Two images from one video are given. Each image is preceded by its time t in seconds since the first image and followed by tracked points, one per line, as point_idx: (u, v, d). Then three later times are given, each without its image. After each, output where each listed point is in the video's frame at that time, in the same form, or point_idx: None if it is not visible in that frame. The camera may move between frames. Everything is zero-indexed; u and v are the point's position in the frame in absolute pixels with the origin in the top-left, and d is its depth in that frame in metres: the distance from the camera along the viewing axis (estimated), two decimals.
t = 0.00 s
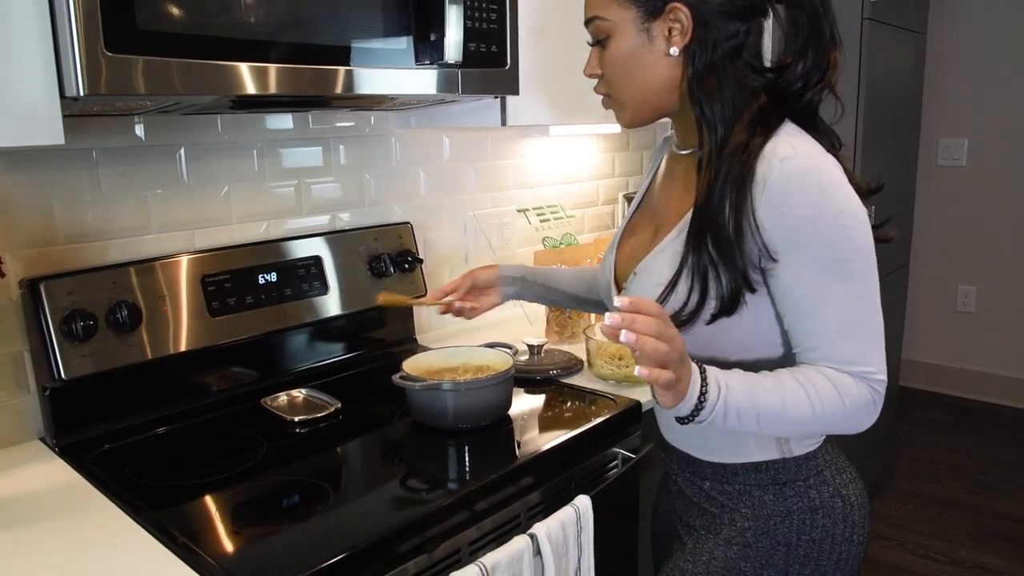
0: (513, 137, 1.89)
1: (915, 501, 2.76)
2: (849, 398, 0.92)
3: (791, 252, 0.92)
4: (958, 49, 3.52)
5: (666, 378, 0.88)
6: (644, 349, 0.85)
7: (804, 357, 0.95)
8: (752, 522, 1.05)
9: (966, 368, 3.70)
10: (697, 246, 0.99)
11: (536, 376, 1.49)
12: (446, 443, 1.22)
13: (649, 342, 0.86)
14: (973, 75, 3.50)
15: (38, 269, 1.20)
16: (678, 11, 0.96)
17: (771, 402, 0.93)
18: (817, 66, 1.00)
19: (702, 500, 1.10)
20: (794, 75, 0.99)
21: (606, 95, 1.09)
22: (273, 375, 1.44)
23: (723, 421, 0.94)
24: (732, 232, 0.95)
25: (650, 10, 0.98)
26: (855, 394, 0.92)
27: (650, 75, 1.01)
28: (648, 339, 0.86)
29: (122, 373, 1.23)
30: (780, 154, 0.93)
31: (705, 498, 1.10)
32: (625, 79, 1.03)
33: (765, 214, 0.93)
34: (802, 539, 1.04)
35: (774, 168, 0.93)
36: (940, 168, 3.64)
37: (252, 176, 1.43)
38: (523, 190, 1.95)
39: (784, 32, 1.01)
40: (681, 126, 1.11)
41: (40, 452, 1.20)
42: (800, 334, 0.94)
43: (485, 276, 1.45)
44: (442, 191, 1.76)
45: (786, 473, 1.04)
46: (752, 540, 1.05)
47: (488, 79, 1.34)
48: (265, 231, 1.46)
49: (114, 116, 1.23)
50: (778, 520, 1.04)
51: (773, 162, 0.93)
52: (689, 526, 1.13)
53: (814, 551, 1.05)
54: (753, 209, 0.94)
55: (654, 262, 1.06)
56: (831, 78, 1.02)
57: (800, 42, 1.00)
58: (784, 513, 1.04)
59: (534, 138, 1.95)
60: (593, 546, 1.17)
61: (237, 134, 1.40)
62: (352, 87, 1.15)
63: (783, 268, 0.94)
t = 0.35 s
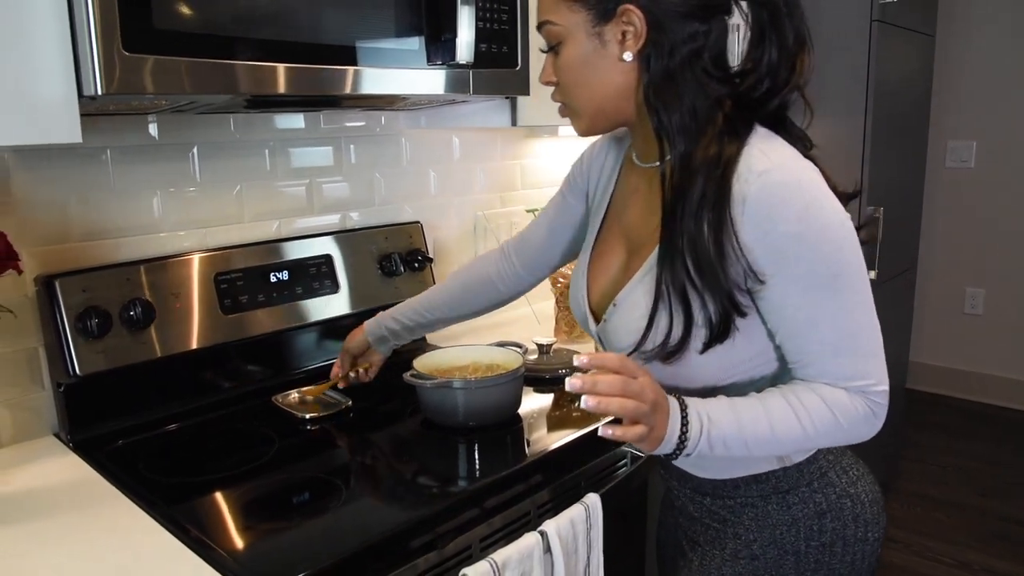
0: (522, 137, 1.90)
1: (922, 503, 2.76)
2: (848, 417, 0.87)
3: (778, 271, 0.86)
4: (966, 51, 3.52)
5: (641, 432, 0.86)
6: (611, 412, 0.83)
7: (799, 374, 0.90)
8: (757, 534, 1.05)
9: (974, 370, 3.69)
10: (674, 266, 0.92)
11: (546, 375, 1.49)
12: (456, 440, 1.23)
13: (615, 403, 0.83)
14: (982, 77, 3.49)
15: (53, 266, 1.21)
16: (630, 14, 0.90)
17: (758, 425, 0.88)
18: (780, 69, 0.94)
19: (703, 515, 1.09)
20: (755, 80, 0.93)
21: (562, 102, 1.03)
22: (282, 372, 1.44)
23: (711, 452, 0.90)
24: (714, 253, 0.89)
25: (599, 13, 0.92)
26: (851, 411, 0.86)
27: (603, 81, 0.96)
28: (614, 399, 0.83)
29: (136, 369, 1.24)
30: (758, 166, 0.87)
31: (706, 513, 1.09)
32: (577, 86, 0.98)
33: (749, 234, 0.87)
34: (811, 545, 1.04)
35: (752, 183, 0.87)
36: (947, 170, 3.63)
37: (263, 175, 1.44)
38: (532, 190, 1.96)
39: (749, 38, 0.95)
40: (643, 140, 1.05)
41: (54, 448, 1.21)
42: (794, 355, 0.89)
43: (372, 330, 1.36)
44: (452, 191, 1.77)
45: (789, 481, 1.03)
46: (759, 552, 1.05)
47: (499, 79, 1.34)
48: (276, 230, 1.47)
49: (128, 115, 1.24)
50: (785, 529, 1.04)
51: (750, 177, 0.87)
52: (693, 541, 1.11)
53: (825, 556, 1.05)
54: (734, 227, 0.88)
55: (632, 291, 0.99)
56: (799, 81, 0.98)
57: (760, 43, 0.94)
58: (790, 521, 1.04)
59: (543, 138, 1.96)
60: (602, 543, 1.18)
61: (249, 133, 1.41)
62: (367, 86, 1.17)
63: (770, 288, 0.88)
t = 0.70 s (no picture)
0: (536, 137, 1.90)
1: (934, 505, 2.75)
2: (846, 437, 0.83)
3: (766, 286, 0.82)
4: (980, 51, 3.50)
5: (625, 464, 0.84)
6: (587, 447, 0.82)
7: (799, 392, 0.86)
8: (760, 547, 1.04)
9: (987, 372, 3.67)
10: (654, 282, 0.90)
11: (560, 373, 1.50)
12: (472, 438, 1.24)
13: (590, 438, 0.82)
14: (996, 78, 3.48)
15: (73, 263, 1.22)
16: (600, 13, 0.86)
17: (751, 450, 0.86)
18: (761, 63, 0.89)
19: (707, 527, 1.09)
20: (736, 77, 0.88)
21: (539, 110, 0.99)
22: (296, 371, 1.45)
23: (702, 479, 0.88)
24: (696, 269, 0.86)
25: (569, 14, 0.88)
26: (851, 430, 0.83)
27: (576, 86, 0.91)
28: (590, 434, 0.82)
29: (153, 367, 1.25)
30: (740, 176, 0.83)
31: (710, 525, 1.08)
32: (552, 92, 0.93)
33: (734, 248, 0.83)
34: (817, 558, 1.03)
35: (735, 195, 0.82)
36: (960, 171, 3.62)
37: (279, 174, 1.45)
38: (545, 190, 1.96)
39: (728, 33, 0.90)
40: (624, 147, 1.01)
41: (72, 444, 1.21)
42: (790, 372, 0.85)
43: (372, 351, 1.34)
44: (466, 190, 1.78)
45: (790, 494, 1.02)
46: (762, 565, 1.05)
47: (515, 79, 1.35)
48: (292, 229, 1.48)
49: (148, 114, 1.25)
50: (788, 542, 1.03)
51: (734, 187, 0.83)
52: (700, 553, 1.11)
53: (832, 567, 1.04)
54: (717, 242, 0.84)
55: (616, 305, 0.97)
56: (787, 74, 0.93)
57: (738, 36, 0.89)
58: (794, 533, 1.03)
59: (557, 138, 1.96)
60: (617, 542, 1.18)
61: (266, 132, 1.41)
62: (386, 86, 1.17)
63: (759, 303, 0.84)
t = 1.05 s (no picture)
0: (546, 137, 1.90)
1: (944, 505, 2.74)
2: (859, 443, 0.82)
3: (777, 293, 0.82)
4: (990, 50, 3.48)
5: (633, 477, 0.83)
6: (594, 462, 0.81)
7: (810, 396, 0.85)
8: (774, 548, 1.05)
9: (998, 373, 3.65)
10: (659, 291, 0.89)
11: (571, 373, 1.50)
12: (483, 438, 1.24)
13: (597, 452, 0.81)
14: (1006, 77, 3.46)
15: (86, 263, 1.23)
16: (599, 21, 0.85)
17: (763, 457, 0.85)
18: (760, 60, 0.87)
19: (723, 527, 1.10)
20: (737, 79, 0.87)
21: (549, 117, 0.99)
22: (307, 371, 1.45)
23: (714, 488, 0.87)
24: (701, 275, 0.85)
25: (570, 23, 0.88)
26: (864, 434, 0.82)
27: (580, 94, 0.91)
28: (598, 449, 0.81)
29: (164, 367, 1.25)
30: (745, 181, 0.82)
31: (726, 525, 1.10)
32: (558, 100, 0.93)
33: (740, 254, 0.83)
34: (832, 560, 1.03)
35: (740, 201, 0.82)
36: (970, 171, 3.60)
37: (290, 174, 1.45)
38: (555, 190, 1.96)
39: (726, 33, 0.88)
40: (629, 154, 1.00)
41: (85, 443, 1.22)
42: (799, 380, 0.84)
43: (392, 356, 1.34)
44: (476, 190, 1.77)
45: (806, 497, 1.02)
46: (777, 565, 1.05)
47: (526, 79, 1.35)
48: (303, 229, 1.48)
49: (160, 114, 1.26)
50: (803, 544, 1.03)
51: (738, 193, 0.82)
52: (717, 552, 1.12)
53: (848, 570, 1.03)
54: (722, 249, 0.84)
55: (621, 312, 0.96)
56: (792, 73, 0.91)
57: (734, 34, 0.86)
58: (809, 536, 1.03)
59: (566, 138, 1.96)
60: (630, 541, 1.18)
61: (277, 132, 1.42)
62: (398, 85, 1.17)
63: (767, 308, 0.84)
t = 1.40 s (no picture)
0: (551, 136, 1.89)
1: (949, 506, 2.72)
2: (856, 441, 0.84)
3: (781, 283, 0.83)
4: (998, 50, 3.46)
5: (622, 437, 0.87)
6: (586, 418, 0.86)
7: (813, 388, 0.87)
8: (784, 533, 1.04)
9: (1004, 373, 3.63)
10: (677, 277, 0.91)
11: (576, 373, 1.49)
12: (488, 439, 1.23)
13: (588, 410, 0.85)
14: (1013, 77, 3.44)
15: (90, 262, 1.22)
16: (634, 23, 0.87)
17: (757, 440, 0.87)
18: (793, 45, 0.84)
19: (735, 512, 1.09)
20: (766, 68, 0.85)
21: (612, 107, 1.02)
22: (312, 371, 1.44)
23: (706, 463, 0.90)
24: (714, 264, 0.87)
25: (610, 25, 0.90)
26: (858, 433, 0.83)
27: (626, 90, 0.94)
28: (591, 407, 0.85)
29: (168, 366, 1.25)
30: (767, 176, 0.83)
31: (738, 510, 1.08)
32: (611, 95, 0.97)
33: (752, 246, 0.84)
34: (840, 547, 1.03)
35: (759, 194, 0.83)
36: (976, 171, 3.58)
37: (294, 173, 1.44)
38: (561, 190, 1.95)
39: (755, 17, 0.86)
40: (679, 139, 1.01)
41: (89, 443, 1.21)
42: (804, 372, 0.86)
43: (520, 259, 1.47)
44: (481, 189, 1.77)
45: (816, 484, 1.02)
46: (786, 551, 1.04)
47: (532, 78, 1.34)
48: (308, 228, 1.47)
49: (164, 112, 1.25)
50: (811, 530, 1.03)
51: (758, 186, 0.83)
52: (728, 540, 1.10)
53: (855, 559, 1.04)
54: (736, 240, 0.85)
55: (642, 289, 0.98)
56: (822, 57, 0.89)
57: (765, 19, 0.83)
58: (818, 522, 1.03)
59: (571, 137, 1.96)
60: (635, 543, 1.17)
61: (281, 131, 1.41)
62: (402, 84, 1.16)
63: (777, 300, 0.85)
